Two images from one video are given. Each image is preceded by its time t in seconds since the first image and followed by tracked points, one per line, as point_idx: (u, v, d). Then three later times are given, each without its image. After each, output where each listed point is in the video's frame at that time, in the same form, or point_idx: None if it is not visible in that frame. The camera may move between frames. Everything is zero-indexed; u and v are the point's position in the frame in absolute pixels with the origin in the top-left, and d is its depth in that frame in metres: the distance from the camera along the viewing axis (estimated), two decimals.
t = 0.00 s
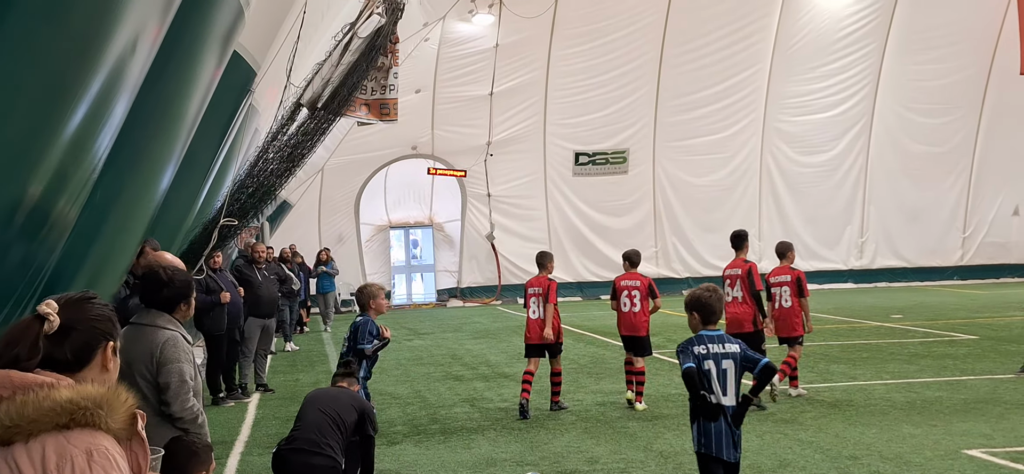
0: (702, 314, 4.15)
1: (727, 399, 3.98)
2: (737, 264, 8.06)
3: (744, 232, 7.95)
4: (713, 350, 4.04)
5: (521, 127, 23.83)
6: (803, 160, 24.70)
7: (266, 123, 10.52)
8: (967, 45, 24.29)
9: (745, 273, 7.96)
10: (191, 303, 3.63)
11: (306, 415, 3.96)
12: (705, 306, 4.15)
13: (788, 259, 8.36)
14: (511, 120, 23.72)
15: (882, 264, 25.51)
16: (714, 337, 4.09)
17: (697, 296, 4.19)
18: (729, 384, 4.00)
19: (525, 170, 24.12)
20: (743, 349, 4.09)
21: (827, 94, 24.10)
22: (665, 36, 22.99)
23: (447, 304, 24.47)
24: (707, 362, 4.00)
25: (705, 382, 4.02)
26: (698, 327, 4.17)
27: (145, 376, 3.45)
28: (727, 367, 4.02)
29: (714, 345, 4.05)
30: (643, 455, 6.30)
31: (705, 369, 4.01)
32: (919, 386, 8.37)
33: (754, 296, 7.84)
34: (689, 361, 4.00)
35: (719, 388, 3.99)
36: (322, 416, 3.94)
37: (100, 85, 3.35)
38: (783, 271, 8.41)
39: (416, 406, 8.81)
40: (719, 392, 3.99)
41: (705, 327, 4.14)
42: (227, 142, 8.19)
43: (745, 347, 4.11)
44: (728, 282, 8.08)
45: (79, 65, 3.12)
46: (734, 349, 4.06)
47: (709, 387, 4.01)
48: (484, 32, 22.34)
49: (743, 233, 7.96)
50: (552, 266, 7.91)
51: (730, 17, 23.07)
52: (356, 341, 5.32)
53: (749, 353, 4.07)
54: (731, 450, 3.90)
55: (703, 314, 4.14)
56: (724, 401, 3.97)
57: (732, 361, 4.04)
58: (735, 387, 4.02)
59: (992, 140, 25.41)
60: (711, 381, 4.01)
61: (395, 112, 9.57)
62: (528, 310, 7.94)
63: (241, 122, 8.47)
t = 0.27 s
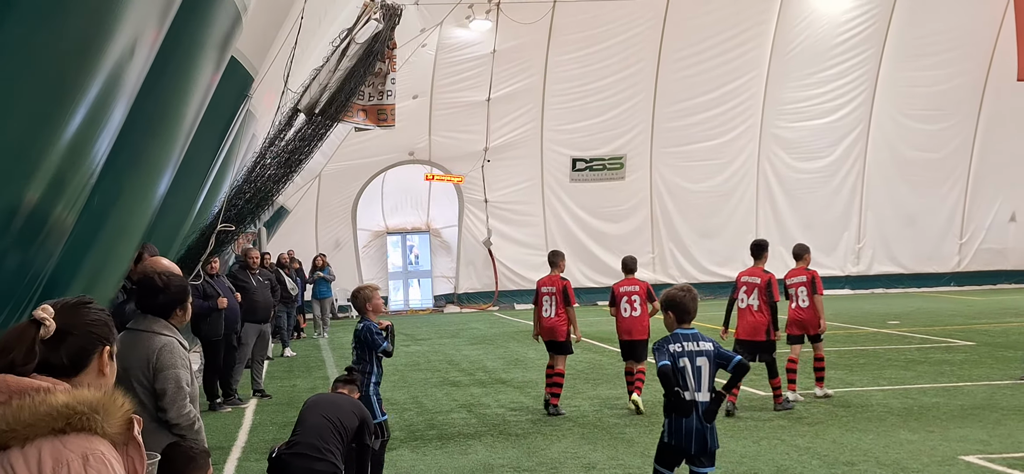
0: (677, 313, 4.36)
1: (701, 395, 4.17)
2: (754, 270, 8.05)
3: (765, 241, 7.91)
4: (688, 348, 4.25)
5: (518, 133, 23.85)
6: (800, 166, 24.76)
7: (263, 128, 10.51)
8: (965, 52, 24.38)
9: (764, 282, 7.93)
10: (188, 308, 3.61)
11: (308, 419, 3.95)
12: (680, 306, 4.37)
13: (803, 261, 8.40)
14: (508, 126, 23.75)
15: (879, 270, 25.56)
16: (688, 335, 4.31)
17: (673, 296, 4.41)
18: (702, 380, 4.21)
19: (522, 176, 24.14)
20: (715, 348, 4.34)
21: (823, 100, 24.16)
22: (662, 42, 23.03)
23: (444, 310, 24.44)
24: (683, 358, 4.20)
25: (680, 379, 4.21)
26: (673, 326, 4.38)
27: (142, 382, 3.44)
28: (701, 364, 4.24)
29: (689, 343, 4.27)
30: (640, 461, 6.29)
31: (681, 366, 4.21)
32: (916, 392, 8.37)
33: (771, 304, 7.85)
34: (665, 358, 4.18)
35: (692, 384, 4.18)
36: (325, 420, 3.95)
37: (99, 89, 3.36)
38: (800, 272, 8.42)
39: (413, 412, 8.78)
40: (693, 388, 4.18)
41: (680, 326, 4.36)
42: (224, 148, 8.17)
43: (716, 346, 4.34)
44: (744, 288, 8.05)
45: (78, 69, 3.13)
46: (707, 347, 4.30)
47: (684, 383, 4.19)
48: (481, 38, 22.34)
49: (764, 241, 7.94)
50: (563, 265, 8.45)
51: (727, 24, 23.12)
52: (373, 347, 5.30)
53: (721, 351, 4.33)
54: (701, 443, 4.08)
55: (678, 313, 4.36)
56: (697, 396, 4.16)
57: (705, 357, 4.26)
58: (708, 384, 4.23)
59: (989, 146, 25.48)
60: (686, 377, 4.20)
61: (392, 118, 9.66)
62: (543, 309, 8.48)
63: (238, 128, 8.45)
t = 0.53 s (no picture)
0: (653, 316, 4.35)
1: (676, 397, 4.21)
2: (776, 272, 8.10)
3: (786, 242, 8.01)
4: (664, 351, 4.26)
5: (518, 137, 23.87)
6: (799, 170, 24.79)
7: (262, 131, 10.52)
8: (964, 56, 24.37)
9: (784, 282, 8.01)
10: (183, 310, 3.62)
11: (310, 422, 3.95)
12: (656, 310, 4.35)
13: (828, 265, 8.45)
14: (507, 129, 23.77)
15: (879, 274, 25.57)
16: (665, 338, 4.32)
17: (650, 300, 4.37)
18: (678, 382, 4.24)
19: (521, 179, 24.17)
20: (690, 350, 4.36)
21: (823, 104, 24.17)
22: (662, 46, 23.06)
23: (444, 313, 24.44)
24: (660, 362, 4.22)
25: (656, 382, 4.22)
26: (650, 329, 4.38)
27: (138, 385, 3.45)
28: (676, 367, 4.27)
29: (665, 346, 4.27)
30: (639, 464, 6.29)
31: (658, 368, 4.23)
32: (916, 396, 8.37)
33: (793, 303, 7.88)
34: (643, 361, 4.20)
35: (668, 387, 4.21)
36: (326, 423, 3.94)
37: (98, 91, 3.36)
38: (824, 277, 8.49)
39: (413, 415, 8.79)
40: (669, 390, 4.21)
41: (657, 330, 4.36)
42: (224, 150, 8.18)
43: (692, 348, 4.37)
44: (766, 289, 8.10)
45: (77, 70, 3.13)
46: (683, 350, 4.32)
47: (661, 386, 4.21)
48: (481, 41, 22.31)
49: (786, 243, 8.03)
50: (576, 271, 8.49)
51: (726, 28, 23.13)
52: (390, 347, 5.32)
53: (696, 353, 4.34)
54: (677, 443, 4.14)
55: (655, 317, 4.35)
56: (673, 399, 4.19)
57: (682, 361, 4.29)
58: (684, 386, 4.25)
59: (988, 150, 25.51)
60: (664, 379, 4.22)
61: (392, 121, 9.62)
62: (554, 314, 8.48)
63: (238, 130, 8.47)
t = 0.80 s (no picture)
0: (629, 316, 4.41)
1: (651, 394, 4.31)
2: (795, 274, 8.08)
3: (803, 244, 8.00)
4: (639, 350, 4.33)
5: (520, 139, 23.89)
6: (801, 172, 24.79)
7: (264, 133, 10.52)
8: (966, 59, 24.34)
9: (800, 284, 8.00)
10: (180, 311, 3.63)
11: (308, 421, 3.96)
12: (633, 309, 4.41)
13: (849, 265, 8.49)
14: (509, 131, 23.79)
15: (881, 277, 25.54)
16: (641, 338, 4.38)
17: (626, 300, 4.41)
18: (652, 381, 4.32)
19: (523, 181, 24.19)
20: (666, 349, 4.43)
21: (825, 107, 24.16)
22: (664, 49, 23.06)
23: (445, 315, 24.45)
24: (634, 361, 4.29)
25: (630, 379, 4.31)
26: (625, 328, 4.44)
27: (135, 386, 3.45)
28: (652, 365, 4.34)
29: (640, 345, 4.34)
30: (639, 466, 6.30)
31: (633, 368, 4.31)
32: (916, 399, 8.38)
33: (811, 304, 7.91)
34: (617, 361, 4.28)
35: (643, 385, 4.30)
36: (325, 423, 3.96)
37: (98, 92, 3.38)
38: (844, 277, 8.50)
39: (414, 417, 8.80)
40: (644, 388, 4.30)
41: (632, 329, 4.42)
42: (225, 151, 8.20)
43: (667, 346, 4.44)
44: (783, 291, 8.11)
45: (76, 72, 3.14)
46: (658, 349, 4.38)
47: (635, 384, 4.30)
48: (482, 43, 22.31)
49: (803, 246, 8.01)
50: (586, 270, 8.64)
51: (728, 30, 23.11)
52: (409, 349, 5.31)
53: (671, 352, 4.42)
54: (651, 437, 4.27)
55: (632, 316, 4.40)
56: (649, 396, 4.30)
57: (657, 359, 4.36)
58: (658, 384, 4.35)
59: (991, 153, 25.49)
60: (638, 378, 4.30)
61: (393, 122, 9.60)
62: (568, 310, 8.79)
63: (239, 131, 8.49)
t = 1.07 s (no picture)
0: (612, 316, 4.43)
1: (635, 393, 4.28)
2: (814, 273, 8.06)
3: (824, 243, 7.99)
4: (621, 350, 4.33)
5: (522, 139, 23.90)
6: (803, 173, 24.77)
7: (266, 133, 10.54)
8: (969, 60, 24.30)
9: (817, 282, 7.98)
10: (180, 311, 3.64)
11: (305, 426, 3.97)
12: (616, 310, 4.42)
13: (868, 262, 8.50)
14: (511, 131, 23.80)
15: (882, 278, 25.52)
16: (624, 338, 4.39)
17: (611, 302, 4.42)
18: (636, 380, 4.29)
19: (525, 182, 24.20)
20: (649, 350, 4.40)
21: (827, 107, 24.14)
22: (666, 49, 23.04)
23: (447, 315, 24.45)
24: (617, 360, 4.28)
25: (614, 379, 4.28)
26: (610, 329, 4.45)
27: (135, 386, 3.47)
28: (634, 365, 4.30)
29: (623, 345, 4.34)
30: (641, 467, 6.30)
31: (615, 367, 4.29)
32: (918, 400, 8.37)
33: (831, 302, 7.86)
34: (600, 360, 4.28)
35: (627, 383, 4.27)
36: (324, 426, 3.98)
37: (99, 91, 3.39)
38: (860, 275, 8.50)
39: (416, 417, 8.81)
40: (628, 387, 4.27)
41: (617, 330, 4.43)
42: (227, 150, 8.23)
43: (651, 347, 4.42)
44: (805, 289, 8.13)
45: (79, 71, 3.16)
46: (641, 349, 4.36)
47: (619, 384, 4.27)
48: (484, 43, 22.31)
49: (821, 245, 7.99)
50: (603, 274, 8.73)
51: (730, 31, 23.08)
52: (425, 351, 5.25)
53: (654, 353, 4.39)
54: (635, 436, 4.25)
55: (617, 316, 4.40)
56: (633, 395, 4.28)
57: (641, 359, 4.33)
58: (642, 384, 4.31)
59: (993, 154, 25.45)
60: (621, 378, 4.27)
61: (395, 122, 9.58)
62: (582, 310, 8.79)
63: (241, 131, 8.52)
